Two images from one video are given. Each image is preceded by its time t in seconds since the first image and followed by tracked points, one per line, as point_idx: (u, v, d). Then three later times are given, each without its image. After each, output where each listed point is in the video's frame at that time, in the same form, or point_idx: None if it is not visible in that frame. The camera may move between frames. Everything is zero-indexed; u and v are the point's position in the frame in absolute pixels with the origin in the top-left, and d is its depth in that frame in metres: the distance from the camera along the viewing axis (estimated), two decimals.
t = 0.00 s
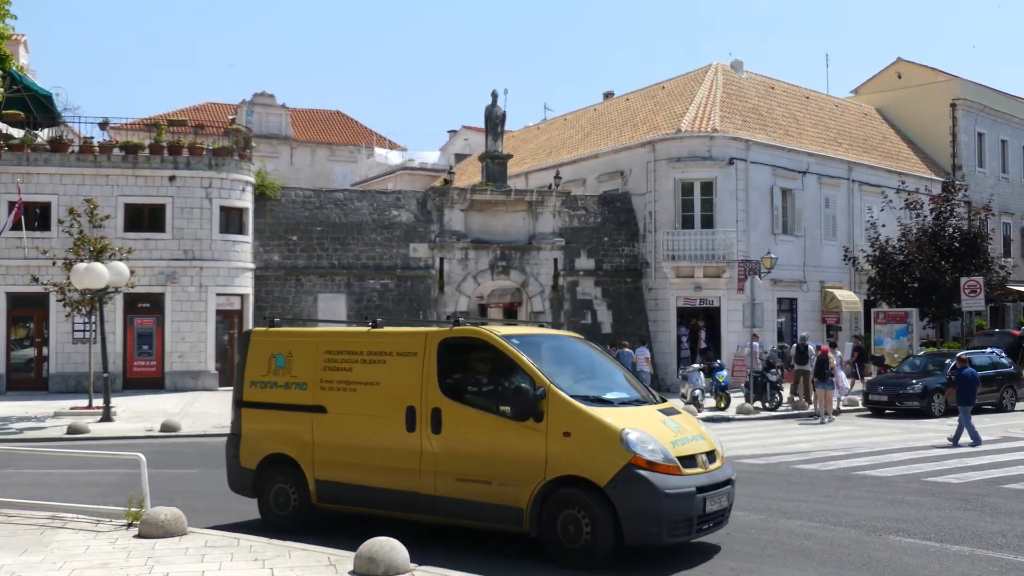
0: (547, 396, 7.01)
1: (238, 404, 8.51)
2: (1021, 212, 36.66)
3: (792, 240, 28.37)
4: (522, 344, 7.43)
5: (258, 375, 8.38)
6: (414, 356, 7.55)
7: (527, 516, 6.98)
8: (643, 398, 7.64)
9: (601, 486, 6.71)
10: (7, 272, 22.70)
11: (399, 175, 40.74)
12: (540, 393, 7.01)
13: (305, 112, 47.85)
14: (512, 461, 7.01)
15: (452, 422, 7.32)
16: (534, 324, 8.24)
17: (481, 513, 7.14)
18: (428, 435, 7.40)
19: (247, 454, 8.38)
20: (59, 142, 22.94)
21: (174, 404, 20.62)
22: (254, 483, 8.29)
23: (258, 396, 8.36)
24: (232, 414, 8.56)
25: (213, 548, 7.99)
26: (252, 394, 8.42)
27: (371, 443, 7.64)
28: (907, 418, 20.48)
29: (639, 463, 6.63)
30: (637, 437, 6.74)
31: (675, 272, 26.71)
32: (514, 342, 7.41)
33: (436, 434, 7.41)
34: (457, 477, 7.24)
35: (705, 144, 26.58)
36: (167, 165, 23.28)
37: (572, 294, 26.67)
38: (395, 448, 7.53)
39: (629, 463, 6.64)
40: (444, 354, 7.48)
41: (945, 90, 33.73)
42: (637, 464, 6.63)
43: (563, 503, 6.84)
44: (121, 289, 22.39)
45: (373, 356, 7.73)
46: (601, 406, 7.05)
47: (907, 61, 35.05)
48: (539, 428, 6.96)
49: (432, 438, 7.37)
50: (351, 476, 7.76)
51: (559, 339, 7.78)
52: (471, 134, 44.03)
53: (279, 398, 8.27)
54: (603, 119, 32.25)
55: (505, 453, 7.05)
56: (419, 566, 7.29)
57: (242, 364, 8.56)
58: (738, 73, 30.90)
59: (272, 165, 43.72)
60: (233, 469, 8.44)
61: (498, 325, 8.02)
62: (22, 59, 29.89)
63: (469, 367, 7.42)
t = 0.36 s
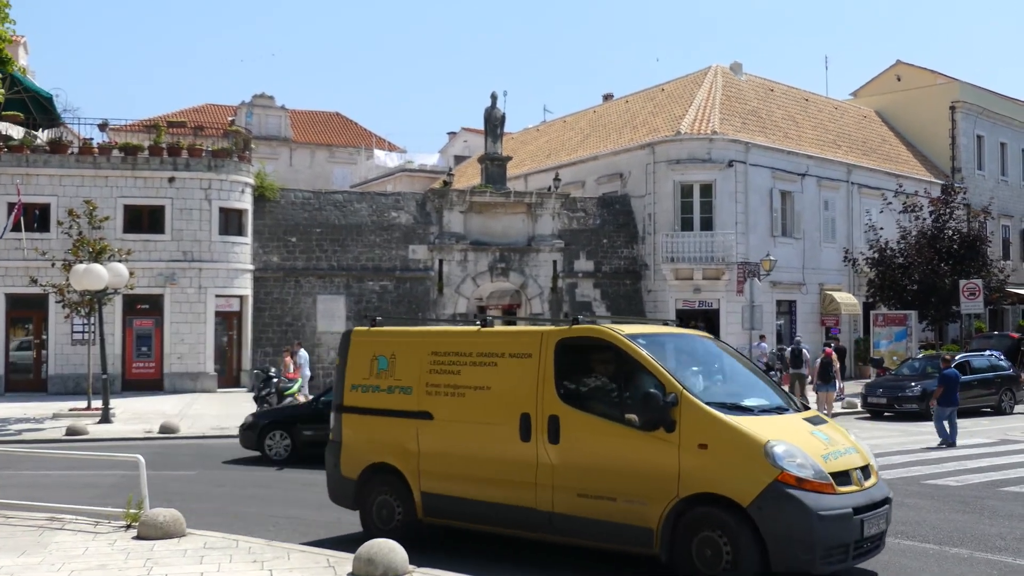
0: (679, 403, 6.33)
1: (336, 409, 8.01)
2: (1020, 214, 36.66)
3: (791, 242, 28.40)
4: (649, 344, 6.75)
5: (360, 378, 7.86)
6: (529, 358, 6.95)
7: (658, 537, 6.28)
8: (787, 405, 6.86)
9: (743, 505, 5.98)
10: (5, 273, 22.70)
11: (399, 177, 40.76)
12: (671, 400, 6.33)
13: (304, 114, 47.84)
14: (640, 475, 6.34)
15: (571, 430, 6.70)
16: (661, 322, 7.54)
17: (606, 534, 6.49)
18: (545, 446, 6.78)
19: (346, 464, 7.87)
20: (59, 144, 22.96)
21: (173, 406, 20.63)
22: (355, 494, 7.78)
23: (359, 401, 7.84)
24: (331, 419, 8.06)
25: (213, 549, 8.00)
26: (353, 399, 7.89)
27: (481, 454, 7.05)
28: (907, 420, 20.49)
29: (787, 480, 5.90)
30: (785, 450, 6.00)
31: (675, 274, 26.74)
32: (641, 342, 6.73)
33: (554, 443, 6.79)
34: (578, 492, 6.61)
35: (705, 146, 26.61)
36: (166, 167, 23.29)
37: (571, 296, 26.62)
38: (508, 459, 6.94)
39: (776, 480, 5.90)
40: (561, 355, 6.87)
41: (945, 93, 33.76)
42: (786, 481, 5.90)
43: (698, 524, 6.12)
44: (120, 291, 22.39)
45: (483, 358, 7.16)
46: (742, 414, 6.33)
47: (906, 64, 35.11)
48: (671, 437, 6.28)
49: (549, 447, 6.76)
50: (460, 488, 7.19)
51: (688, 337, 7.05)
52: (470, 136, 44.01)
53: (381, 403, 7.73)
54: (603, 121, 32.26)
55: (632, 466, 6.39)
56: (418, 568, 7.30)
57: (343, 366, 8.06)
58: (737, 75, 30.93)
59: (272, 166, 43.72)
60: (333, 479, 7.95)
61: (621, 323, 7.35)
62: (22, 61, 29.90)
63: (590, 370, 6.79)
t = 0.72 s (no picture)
0: (838, 411, 5.75)
1: (447, 415, 7.76)
2: (1018, 215, 36.68)
3: (790, 244, 28.42)
4: (798, 344, 6.21)
5: (469, 383, 7.62)
6: (659, 360, 6.53)
7: (814, 565, 5.71)
8: (960, 414, 6.19)
9: (919, 530, 5.33)
10: (4, 274, 22.69)
11: (397, 179, 40.80)
12: (829, 407, 5.77)
13: (303, 115, 47.83)
14: (791, 491, 5.80)
15: (709, 441, 6.21)
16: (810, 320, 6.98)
17: (749, 557, 5.98)
18: (680, 457, 6.31)
19: (458, 474, 7.62)
20: (58, 145, 22.97)
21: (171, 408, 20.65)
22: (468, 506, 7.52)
23: (469, 408, 7.60)
24: (441, 426, 7.82)
25: (213, 550, 8.03)
26: (463, 405, 7.65)
27: (605, 465, 6.66)
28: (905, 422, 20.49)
29: (974, 502, 5.22)
30: (967, 467, 5.33)
31: (674, 276, 26.73)
32: (789, 341, 6.20)
33: (690, 456, 6.31)
34: (718, 510, 6.12)
35: (704, 148, 26.63)
36: (165, 168, 23.31)
37: (570, 297, 26.57)
38: (636, 473, 6.51)
39: (960, 502, 5.24)
40: (697, 357, 6.41)
41: (944, 94, 33.74)
42: (972, 503, 5.23)
43: (864, 552, 5.48)
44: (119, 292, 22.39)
45: (607, 361, 6.78)
46: (912, 424, 5.70)
47: (905, 65, 35.12)
48: (831, 451, 5.71)
49: (684, 461, 6.29)
50: (584, 504, 6.82)
51: (842, 336, 6.48)
52: (469, 137, 43.99)
53: (494, 410, 7.45)
54: (602, 123, 32.26)
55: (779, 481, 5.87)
56: (417, 570, 7.33)
57: (451, 371, 7.84)
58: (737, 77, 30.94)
59: (270, 168, 43.73)
60: (446, 490, 7.70)
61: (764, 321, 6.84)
62: (21, 62, 29.90)
63: (729, 374, 6.31)
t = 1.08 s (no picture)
0: None
1: (567, 425, 7.51)
2: (1016, 216, 36.71)
3: (789, 245, 28.41)
4: (985, 343, 5.63)
5: (592, 388, 7.35)
6: (816, 361, 6.06)
7: None
8: None
9: None
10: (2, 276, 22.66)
11: (396, 180, 40.83)
12: None
13: (302, 116, 47.81)
14: (973, 513, 5.26)
15: (879, 454, 5.69)
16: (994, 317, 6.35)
17: None
18: (844, 471, 5.82)
19: (582, 488, 7.35)
20: (56, 146, 22.97)
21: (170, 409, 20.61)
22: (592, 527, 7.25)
23: (592, 413, 7.33)
24: (559, 436, 7.60)
25: (211, 552, 8.01)
26: (585, 412, 7.39)
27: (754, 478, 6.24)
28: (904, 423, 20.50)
29: None
30: None
31: (672, 277, 26.71)
32: (975, 339, 5.63)
33: (858, 471, 5.79)
34: (891, 534, 5.60)
35: (702, 149, 26.64)
36: (164, 170, 23.29)
37: (568, 299, 26.54)
38: (790, 489, 6.06)
39: None
40: (861, 358, 5.92)
41: (942, 95, 33.76)
42: None
43: None
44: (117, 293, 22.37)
45: (753, 363, 6.36)
46: None
47: (903, 66, 35.15)
48: None
49: (850, 476, 5.79)
50: (725, 521, 6.43)
51: None
52: (468, 139, 43.98)
53: (623, 417, 7.13)
54: (601, 124, 32.27)
55: (950, 500, 5.36)
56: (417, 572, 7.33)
57: (572, 374, 7.58)
58: (735, 77, 30.95)
59: (269, 169, 43.71)
60: (569, 508, 7.44)
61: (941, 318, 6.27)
62: (19, 63, 29.90)
63: (900, 376, 5.80)
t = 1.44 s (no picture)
0: None
1: (706, 435, 6.65)
2: (1014, 217, 36.73)
3: (787, 245, 28.42)
4: None
5: (735, 394, 6.50)
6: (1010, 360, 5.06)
7: None
8: None
9: None
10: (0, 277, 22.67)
11: (395, 181, 40.86)
12: None
13: (300, 117, 47.78)
14: None
15: None
16: None
17: None
18: None
19: (724, 508, 6.46)
20: (55, 147, 22.97)
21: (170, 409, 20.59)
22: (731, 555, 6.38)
23: (734, 424, 6.47)
24: (697, 447, 6.74)
25: (211, 552, 8.02)
26: (726, 422, 6.53)
27: (936, 501, 5.25)
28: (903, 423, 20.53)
29: None
30: None
31: (671, 278, 26.73)
32: None
33: None
34: None
35: (701, 150, 26.66)
36: (162, 171, 23.30)
37: (567, 300, 26.53)
38: (985, 517, 5.03)
39: None
40: None
41: (940, 96, 33.78)
42: None
43: None
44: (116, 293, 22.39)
45: (933, 363, 5.40)
46: None
47: (901, 67, 35.20)
48: None
49: None
50: (898, 552, 5.44)
51: None
52: (467, 140, 43.98)
53: (769, 428, 6.24)
54: (599, 124, 32.28)
55: None
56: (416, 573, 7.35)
57: (711, 379, 6.74)
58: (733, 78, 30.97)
59: (267, 170, 43.69)
60: (709, 531, 6.56)
61: None
62: (17, 64, 29.91)
63: None
